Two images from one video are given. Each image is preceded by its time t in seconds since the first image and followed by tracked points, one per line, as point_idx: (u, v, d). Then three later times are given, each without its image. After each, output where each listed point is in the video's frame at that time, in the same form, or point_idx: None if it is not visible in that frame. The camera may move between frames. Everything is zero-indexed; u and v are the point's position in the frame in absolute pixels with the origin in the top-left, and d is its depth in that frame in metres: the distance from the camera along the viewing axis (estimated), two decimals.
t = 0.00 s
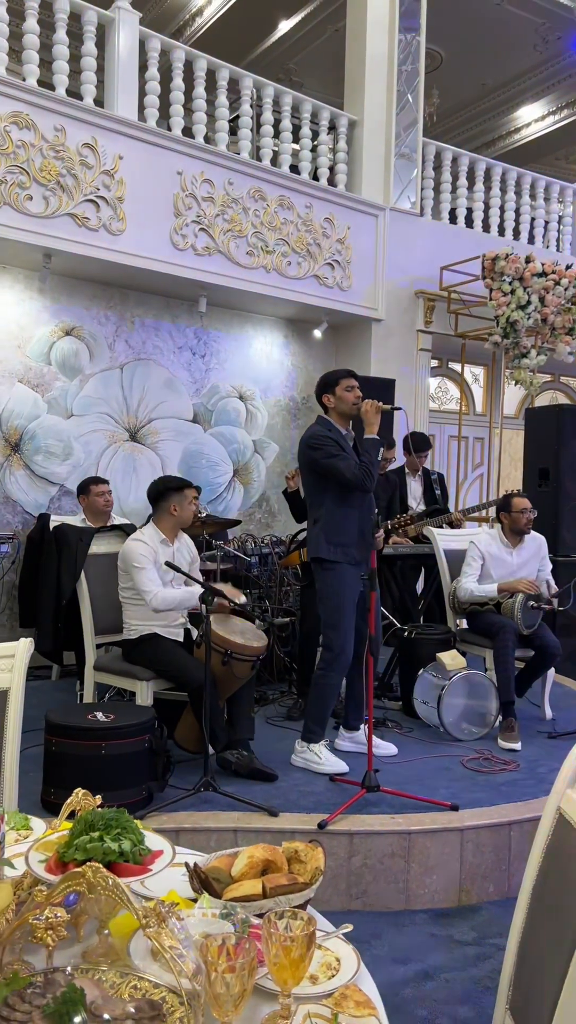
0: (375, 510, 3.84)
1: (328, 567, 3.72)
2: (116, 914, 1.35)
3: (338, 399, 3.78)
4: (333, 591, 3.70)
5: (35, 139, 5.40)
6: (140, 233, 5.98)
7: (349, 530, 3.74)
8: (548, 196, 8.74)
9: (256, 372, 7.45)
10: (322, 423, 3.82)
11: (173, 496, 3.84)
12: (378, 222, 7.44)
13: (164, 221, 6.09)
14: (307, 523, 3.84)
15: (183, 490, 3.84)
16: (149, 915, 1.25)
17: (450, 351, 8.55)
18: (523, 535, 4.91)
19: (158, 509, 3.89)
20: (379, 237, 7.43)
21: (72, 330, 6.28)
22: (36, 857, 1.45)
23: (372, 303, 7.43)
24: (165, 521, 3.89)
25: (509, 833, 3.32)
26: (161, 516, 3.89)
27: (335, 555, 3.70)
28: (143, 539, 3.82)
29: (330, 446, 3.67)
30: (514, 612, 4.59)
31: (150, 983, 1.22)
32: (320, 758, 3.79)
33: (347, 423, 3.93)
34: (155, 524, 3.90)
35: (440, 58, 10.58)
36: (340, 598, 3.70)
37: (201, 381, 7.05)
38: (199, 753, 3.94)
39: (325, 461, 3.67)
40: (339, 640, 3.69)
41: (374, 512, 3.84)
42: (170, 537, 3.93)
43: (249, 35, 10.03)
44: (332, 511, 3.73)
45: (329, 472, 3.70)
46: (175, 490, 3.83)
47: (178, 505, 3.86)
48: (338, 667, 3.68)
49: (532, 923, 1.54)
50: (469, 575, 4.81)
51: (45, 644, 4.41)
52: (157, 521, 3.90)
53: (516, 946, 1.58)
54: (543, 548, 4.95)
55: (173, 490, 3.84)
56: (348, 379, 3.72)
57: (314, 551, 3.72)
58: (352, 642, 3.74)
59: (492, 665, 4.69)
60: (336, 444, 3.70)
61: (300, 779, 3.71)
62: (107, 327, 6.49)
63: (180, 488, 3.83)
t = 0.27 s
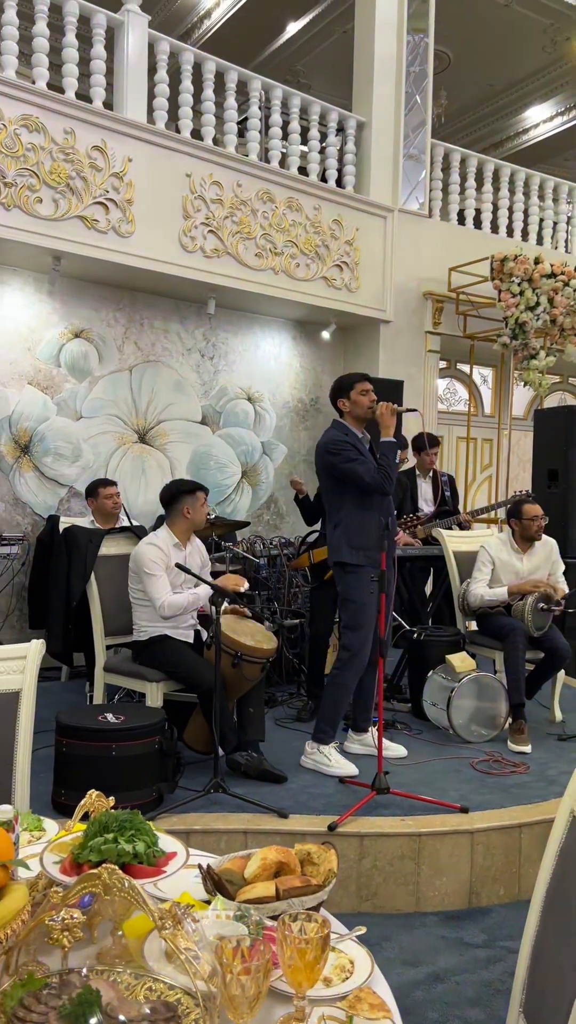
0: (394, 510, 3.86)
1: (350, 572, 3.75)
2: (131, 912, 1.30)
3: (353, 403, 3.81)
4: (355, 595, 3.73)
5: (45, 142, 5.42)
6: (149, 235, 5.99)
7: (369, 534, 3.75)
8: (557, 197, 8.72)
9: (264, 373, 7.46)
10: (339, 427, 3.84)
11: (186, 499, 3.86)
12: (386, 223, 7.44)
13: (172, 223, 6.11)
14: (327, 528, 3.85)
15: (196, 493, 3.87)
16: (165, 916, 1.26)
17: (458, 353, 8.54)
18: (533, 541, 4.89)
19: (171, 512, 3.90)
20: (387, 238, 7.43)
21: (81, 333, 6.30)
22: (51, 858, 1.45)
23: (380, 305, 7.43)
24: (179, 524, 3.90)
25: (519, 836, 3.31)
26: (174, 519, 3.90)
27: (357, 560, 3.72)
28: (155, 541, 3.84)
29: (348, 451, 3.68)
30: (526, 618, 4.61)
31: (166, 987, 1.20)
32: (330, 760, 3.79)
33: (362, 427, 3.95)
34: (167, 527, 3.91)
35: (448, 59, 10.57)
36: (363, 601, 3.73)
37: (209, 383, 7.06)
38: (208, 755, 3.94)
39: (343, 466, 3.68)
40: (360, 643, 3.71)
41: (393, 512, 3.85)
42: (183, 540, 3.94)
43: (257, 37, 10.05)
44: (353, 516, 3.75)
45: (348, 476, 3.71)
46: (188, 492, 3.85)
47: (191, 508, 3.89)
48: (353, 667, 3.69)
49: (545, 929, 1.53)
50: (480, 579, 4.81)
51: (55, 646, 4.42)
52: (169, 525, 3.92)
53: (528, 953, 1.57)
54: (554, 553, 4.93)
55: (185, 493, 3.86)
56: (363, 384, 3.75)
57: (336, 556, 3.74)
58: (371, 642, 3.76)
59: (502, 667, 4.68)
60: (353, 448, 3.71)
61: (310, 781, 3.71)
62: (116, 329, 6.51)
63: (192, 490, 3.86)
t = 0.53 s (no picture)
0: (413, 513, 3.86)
1: (372, 575, 3.77)
2: (152, 916, 1.27)
3: (368, 406, 3.83)
4: (376, 597, 3.76)
5: (58, 145, 5.44)
6: (162, 237, 6.00)
7: (389, 537, 3.77)
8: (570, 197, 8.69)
9: (276, 375, 7.46)
10: (356, 431, 3.86)
11: (194, 500, 3.87)
12: (398, 225, 7.43)
13: (185, 225, 6.12)
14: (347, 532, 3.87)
15: (203, 493, 3.88)
16: (189, 920, 1.27)
17: (470, 354, 8.52)
18: (544, 540, 4.88)
19: (181, 514, 3.90)
20: (399, 240, 7.42)
21: (94, 335, 6.31)
22: (72, 860, 1.45)
23: (392, 306, 7.43)
24: (190, 525, 3.91)
25: (535, 839, 3.29)
26: (185, 520, 3.91)
27: (379, 563, 3.75)
28: (166, 543, 3.85)
29: (366, 455, 3.70)
30: (539, 615, 4.56)
31: (190, 991, 1.17)
32: (344, 762, 3.79)
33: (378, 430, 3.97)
34: (178, 528, 3.92)
35: (459, 61, 10.56)
36: (383, 604, 3.75)
37: (221, 385, 7.07)
38: (222, 757, 3.94)
39: (363, 470, 3.70)
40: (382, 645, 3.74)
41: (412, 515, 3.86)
42: (195, 541, 3.96)
43: (268, 39, 10.06)
44: (373, 520, 3.77)
45: (367, 480, 3.72)
46: (196, 493, 3.86)
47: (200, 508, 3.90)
48: (375, 670, 3.71)
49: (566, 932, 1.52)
50: (492, 578, 4.79)
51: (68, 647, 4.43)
52: (180, 526, 3.92)
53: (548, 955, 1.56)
54: (567, 553, 4.93)
55: (193, 494, 3.87)
56: (377, 387, 3.78)
57: (357, 560, 3.77)
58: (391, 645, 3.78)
59: (516, 669, 4.66)
60: (370, 452, 3.73)
61: (324, 783, 3.71)
62: (128, 331, 6.52)
63: (200, 491, 3.87)
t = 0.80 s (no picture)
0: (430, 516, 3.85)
1: (389, 577, 3.76)
2: (183, 921, 1.27)
3: (384, 408, 3.82)
4: (394, 600, 3.75)
5: (76, 149, 5.46)
6: (178, 241, 6.02)
7: (406, 539, 3.76)
8: None
9: (291, 378, 7.46)
10: (372, 433, 3.85)
11: (211, 503, 3.86)
12: (413, 226, 7.41)
13: (201, 229, 6.13)
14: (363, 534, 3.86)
15: (221, 497, 3.86)
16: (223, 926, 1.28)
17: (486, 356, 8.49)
18: (563, 541, 4.88)
19: (197, 516, 3.90)
20: (415, 242, 7.40)
21: (111, 339, 6.34)
22: (102, 865, 1.45)
23: (408, 308, 7.41)
24: (206, 528, 3.90)
25: (557, 844, 3.27)
26: (201, 524, 3.90)
27: (395, 565, 3.74)
28: (181, 546, 3.85)
29: (383, 457, 3.70)
30: (559, 618, 4.55)
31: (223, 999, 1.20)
32: (363, 766, 3.78)
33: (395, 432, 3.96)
34: (193, 531, 3.92)
35: (473, 63, 10.55)
36: (401, 607, 3.73)
37: (237, 388, 7.07)
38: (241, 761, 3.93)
39: (379, 472, 3.69)
40: (400, 647, 3.73)
41: (429, 518, 3.84)
42: (210, 544, 3.95)
43: (282, 43, 10.08)
44: (389, 522, 3.76)
45: (383, 482, 3.71)
46: (213, 497, 3.85)
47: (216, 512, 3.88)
48: (393, 674, 3.69)
49: None
50: (510, 578, 4.76)
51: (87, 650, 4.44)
52: (195, 528, 3.92)
53: None
54: None
55: (210, 498, 3.86)
56: (394, 388, 3.76)
57: (374, 561, 3.76)
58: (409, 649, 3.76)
59: (535, 672, 4.63)
60: (387, 454, 3.73)
61: (344, 787, 3.70)
62: (145, 334, 6.54)
63: (218, 495, 3.85)
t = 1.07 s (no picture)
0: (442, 519, 3.82)
1: (398, 579, 3.72)
2: (214, 926, 1.28)
3: (398, 409, 3.78)
4: (403, 602, 3.71)
5: (94, 153, 5.48)
6: (195, 243, 6.03)
7: (416, 541, 3.73)
8: None
9: (307, 380, 7.46)
10: (384, 434, 3.83)
11: (230, 510, 3.84)
12: (430, 228, 7.39)
13: (219, 231, 6.14)
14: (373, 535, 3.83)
15: (241, 504, 3.84)
16: (262, 933, 1.25)
17: (503, 357, 8.45)
18: None
19: (217, 521, 3.88)
20: (431, 243, 7.39)
21: (128, 342, 6.36)
22: (133, 869, 1.45)
23: (424, 310, 7.39)
24: (224, 535, 3.89)
25: None
26: (219, 529, 3.89)
27: (404, 568, 3.70)
28: (196, 553, 3.84)
29: (395, 457, 3.67)
30: None
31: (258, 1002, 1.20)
32: (383, 769, 3.76)
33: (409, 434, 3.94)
34: (211, 537, 3.91)
35: (488, 63, 10.52)
36: (411, 609, 3.70)
37: (253, 390, 7.07)
38: (261, 763, 3.93)
39: (390, 473, 3.67)
40: (410, 650, 3.69)
41: (441, 520, 3.81)
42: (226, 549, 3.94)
43: (297, 45, 10.08)
44: (400, 523, 3.73)
45: (394, 483, 3.69)
46: (232, 504, 3.83)
47: (235, 519, 3.86)
48: (404, 677, 3.67)
49: None
50: (532, 586, 4.74)
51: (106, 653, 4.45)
52: (214, 534, 3.91)
53: None
54: None
55: (230, 505, 3.84)
56: (408, 389, 3.72)
57: (382, 563, 3.73)
58: (420, 652, 3.73)
59: (555, 676, 4.62)
60: (399, 455, 3.70)
61: (364, 790, 3.69)
62: (162, 337, 6.55)
63: (237, 502, 3.83)
